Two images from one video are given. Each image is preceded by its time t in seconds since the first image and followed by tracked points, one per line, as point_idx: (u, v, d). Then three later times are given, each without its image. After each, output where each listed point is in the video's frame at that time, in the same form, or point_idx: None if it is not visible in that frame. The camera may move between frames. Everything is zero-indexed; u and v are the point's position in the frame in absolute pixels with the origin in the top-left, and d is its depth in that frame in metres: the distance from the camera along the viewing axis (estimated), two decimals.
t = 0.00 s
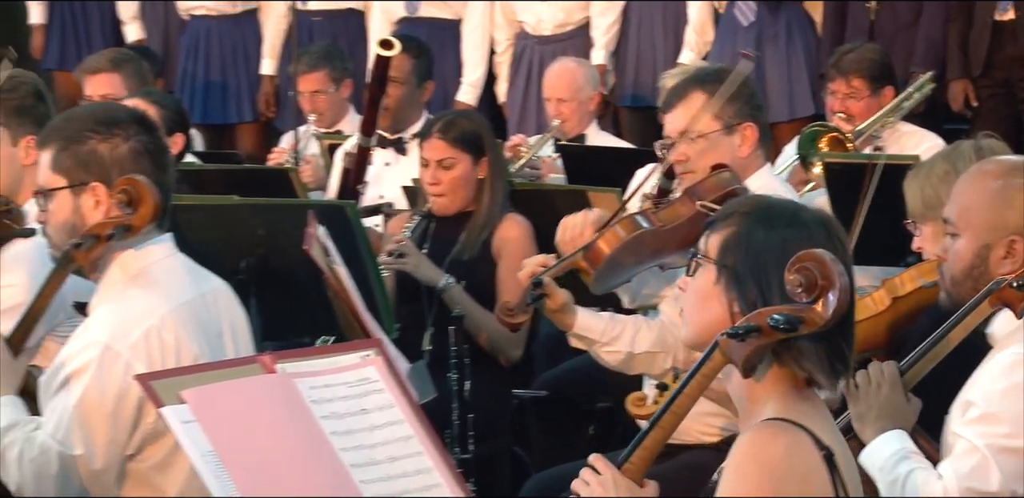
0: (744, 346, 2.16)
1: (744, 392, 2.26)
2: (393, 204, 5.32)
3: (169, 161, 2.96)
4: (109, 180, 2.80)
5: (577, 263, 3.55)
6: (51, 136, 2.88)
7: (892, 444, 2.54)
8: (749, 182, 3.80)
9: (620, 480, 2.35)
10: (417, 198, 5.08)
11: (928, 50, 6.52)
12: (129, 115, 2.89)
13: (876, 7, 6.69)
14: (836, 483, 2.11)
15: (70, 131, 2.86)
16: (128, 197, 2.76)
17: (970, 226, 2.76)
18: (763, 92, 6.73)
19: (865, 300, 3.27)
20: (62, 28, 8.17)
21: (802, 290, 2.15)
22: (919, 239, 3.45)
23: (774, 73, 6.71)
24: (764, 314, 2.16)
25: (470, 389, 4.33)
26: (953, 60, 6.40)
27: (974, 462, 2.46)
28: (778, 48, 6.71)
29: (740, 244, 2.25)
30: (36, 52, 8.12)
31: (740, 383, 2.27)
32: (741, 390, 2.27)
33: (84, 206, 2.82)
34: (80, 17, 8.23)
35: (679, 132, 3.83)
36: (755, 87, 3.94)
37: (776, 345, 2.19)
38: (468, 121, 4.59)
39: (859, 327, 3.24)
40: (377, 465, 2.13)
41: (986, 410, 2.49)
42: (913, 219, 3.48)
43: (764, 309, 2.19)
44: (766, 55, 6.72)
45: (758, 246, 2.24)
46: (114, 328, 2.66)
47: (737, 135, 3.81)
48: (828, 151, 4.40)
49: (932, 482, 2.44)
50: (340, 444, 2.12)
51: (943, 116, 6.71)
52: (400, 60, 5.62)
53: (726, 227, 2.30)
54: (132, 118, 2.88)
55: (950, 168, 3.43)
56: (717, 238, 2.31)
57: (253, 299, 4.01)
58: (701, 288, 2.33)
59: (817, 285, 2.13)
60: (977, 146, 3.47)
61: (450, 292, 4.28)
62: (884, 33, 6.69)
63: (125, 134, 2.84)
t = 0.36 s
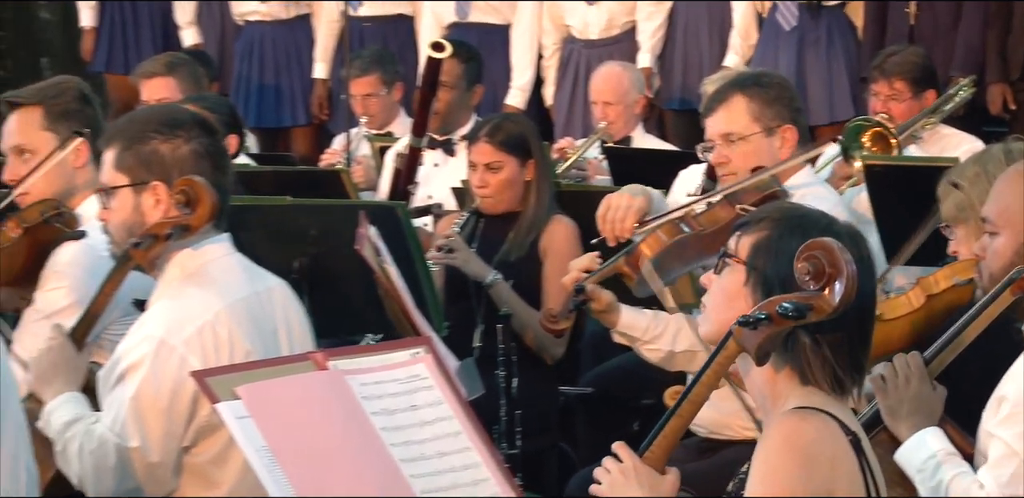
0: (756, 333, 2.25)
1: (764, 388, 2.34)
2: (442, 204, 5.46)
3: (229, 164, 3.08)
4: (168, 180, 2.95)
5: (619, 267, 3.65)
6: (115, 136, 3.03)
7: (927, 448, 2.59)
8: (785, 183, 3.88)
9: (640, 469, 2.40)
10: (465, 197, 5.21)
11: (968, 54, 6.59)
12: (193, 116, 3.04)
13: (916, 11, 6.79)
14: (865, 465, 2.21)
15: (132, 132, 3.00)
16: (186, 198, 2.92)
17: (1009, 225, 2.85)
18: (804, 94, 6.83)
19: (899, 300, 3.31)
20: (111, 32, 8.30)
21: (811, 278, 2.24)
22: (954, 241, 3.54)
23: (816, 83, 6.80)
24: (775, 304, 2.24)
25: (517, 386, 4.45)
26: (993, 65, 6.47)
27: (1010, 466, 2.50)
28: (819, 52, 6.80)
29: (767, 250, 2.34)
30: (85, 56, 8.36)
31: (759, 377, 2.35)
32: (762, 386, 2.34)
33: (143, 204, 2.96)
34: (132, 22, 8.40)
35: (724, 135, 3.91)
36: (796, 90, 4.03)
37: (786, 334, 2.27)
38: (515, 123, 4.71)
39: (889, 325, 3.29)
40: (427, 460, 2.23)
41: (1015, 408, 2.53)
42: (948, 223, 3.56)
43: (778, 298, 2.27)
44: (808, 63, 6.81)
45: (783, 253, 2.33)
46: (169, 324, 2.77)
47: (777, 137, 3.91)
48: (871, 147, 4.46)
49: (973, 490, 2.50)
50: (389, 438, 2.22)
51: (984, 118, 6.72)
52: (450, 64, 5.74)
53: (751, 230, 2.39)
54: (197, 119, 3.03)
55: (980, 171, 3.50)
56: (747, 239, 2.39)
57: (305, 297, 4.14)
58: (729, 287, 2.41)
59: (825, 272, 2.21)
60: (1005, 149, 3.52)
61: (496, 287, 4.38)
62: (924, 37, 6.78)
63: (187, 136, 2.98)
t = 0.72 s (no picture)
0: (789, 331, 2.32)
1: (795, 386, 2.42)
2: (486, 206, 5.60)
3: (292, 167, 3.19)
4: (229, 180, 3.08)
5: (662, 271, 3.75)
6: (183, 135, 3.16)
7: (948, 440, 2.69)
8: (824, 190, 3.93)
9: (678, 465, 2.39)
10: (509, 199, 5.35)
11: (1002, 57, 6.63)
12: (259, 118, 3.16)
13: (950, 17, 6.89)
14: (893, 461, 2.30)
15: (199, 132, 3.13)
16: (234, 201, 3.04)
17: None
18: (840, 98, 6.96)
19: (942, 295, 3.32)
20: (159, 36, 8.50)
21: (842, 277, 2.30)
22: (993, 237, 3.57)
23: (851, 84, 6.94)
24: (807, 303, 2.32)
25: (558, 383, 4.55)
26: None
27: None
28: (854, 56, 6.94)
29: (797, 251, 2.45)
30: (133, 59, 8.52)
31: (791, 377, 2.43)
32: (794, 385, 2.42)
33: (206, 203, 3.11)
34: (181, 26, 8.59)
35: (764, 140, 4.04)
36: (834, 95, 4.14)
37: (821, 334, 2.37)
38: (558, 126, 4.85)
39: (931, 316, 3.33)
40: (471, 456, 2.23)
41: None
42: (989, 218, 3.66)
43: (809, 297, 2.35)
44: (843, 67, 6.94)
45: (812, 254, 2.43)
46: (224, 323, 2.90)
47: (818, 142, 4.01)
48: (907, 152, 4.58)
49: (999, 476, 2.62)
50: (435, 435, 2.22)
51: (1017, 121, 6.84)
52: (495, 69, 5.89)
53: (780, 233, 2.50)
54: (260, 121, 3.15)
55: None
56: (774, 242, 2.50)
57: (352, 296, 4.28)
58: (756, 289, 2.52)
59: (856, 272, 2.29)
60: None
61: (539, 287, 4.50)
62: (958, 41, 6.87)
63: (253, 140, 3.10)
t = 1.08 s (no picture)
0: (824, 331, 2.44)
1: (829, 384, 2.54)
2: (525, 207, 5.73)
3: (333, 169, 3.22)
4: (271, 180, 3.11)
5: (699, 269, 3.95)
6: (228, 136, 3.19)
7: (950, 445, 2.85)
8: (858, 190, 4.03)
9: (715, 461, 2.50)
10: (548, 200, 5.47)
11: None
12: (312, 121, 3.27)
13: (982, 25, 7.04)
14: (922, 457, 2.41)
15: (245, 133, 3.17)
16: (273, 201, 3.08)
17: None
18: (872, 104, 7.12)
19: (969, 294, 3.58)
20: (207, 43, 8.71)
21: (877, 278, 2.42)
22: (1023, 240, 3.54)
23: (883, 88, 7.09)
24: (842, 303, 2.43)
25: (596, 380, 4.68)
26: None
27: None
28: (886, 61, 7.08)
29: (833, 252, 2.57)
30: (182, 64, 8.74)
31: (826, 376, 2.55)
32: (828, 383, 2.54)
33: (250, 204, 3.13)
34: (228, 31, 8.79)
35: (798, 143, 4.15)
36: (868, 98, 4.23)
37: (856, 334, 2.49)
38: (597, 129, 4.97)
39: (956, 316, 3.55)
40: (511, 450, 2.34)
41: None
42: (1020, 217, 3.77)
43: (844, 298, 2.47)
44: (875, 71, 7.09)
45: (848, 255, 2.56)
46: (266, 319, 2.96)
47: (851, 144, 4.12)
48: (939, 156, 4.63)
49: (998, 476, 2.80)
50: (474, 430, 2.33)
51: None
52: (535, 73, 6.02)
53: (815, 235, 2.62)
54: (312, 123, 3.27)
55: None
56: (811, 243, 2.61)
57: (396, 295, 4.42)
58: (793, 290, 2.63)
59: (890, 272, 2.40)
60: None
61: (575, 285, 4.64)
62: (989, 48, 7.01)
63: (296, 141, 3.15)
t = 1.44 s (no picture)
0: (867, 320, 2.54)
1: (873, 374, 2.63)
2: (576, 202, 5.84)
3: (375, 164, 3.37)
4: (321, 177, 3.24)
5: (746, 263, 4.01)
6: (273, 135, 3.34)
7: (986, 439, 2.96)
8: (904, 185, 4.11)
9: (760, 448, 2.61)
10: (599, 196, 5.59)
11: None
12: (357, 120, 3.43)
13: None
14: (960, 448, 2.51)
15: (290, 131, 3.31)
16: (329, 195, 3.23)
17: None
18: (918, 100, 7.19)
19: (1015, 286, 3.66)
20: (267, 42, 8.91)
21: (920, 269, 2.52)
22: None
23: (929, 85, 7.16)
24: (885, 293, 2.54)
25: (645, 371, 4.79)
26: None
27: None
28: (932, 59, 7.15)
29: (872, 245, 2.67)
30: (243, 63, 8.96)
31: (869, 367, 2.64)
32: (871, 374, 2.63)
33: (296, 199, 3.26)
34: (287, 31, 8.97)
35: (844, 139, 4.25)
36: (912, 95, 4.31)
37: (896, 322, 2.56)
38: (648, 126, 5.06)
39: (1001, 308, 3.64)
40: (560, 441, 2.48)
41: None
42: None
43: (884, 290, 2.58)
44: (921, 67, 7.17)
45: (887, 248, 2.66)
46: (313, 310, 3.08)
47: (895, 140, 4.22)
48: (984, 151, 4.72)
49: None
50: (526, 420, 2.46)
51: None
52: (586, 70, 6.13)
53: (854, 230, 2.73)
54: (357, 122, 3.42)
55: None
56: (850, 239, 2.72)
57: (450, 288, 4.55)
58: (833, 284, 2.73)
59: (932, 263, 2.50)
60: None
61: (623, 275, 4.77)
62: None
63: (338, 138, 3.28)
